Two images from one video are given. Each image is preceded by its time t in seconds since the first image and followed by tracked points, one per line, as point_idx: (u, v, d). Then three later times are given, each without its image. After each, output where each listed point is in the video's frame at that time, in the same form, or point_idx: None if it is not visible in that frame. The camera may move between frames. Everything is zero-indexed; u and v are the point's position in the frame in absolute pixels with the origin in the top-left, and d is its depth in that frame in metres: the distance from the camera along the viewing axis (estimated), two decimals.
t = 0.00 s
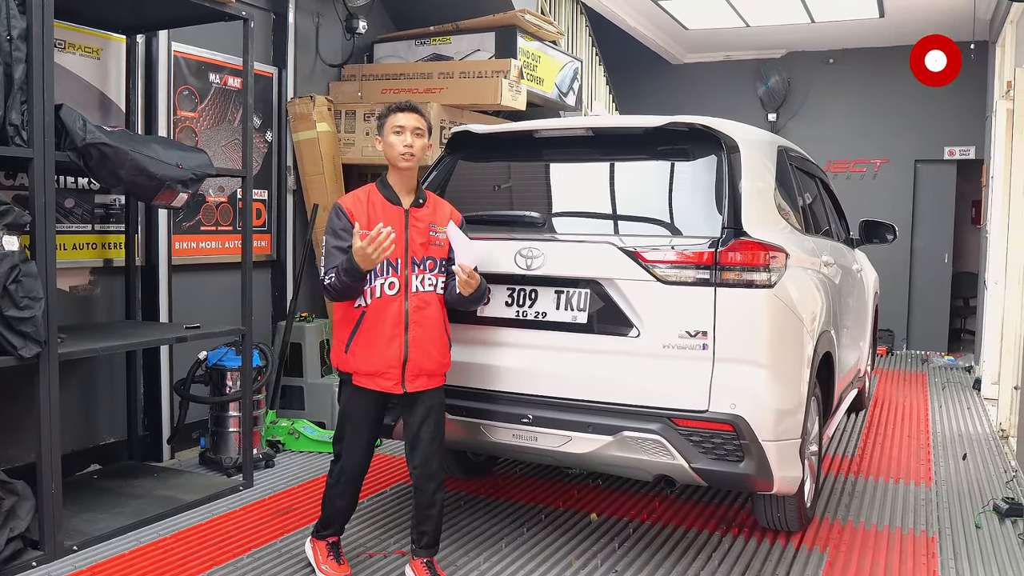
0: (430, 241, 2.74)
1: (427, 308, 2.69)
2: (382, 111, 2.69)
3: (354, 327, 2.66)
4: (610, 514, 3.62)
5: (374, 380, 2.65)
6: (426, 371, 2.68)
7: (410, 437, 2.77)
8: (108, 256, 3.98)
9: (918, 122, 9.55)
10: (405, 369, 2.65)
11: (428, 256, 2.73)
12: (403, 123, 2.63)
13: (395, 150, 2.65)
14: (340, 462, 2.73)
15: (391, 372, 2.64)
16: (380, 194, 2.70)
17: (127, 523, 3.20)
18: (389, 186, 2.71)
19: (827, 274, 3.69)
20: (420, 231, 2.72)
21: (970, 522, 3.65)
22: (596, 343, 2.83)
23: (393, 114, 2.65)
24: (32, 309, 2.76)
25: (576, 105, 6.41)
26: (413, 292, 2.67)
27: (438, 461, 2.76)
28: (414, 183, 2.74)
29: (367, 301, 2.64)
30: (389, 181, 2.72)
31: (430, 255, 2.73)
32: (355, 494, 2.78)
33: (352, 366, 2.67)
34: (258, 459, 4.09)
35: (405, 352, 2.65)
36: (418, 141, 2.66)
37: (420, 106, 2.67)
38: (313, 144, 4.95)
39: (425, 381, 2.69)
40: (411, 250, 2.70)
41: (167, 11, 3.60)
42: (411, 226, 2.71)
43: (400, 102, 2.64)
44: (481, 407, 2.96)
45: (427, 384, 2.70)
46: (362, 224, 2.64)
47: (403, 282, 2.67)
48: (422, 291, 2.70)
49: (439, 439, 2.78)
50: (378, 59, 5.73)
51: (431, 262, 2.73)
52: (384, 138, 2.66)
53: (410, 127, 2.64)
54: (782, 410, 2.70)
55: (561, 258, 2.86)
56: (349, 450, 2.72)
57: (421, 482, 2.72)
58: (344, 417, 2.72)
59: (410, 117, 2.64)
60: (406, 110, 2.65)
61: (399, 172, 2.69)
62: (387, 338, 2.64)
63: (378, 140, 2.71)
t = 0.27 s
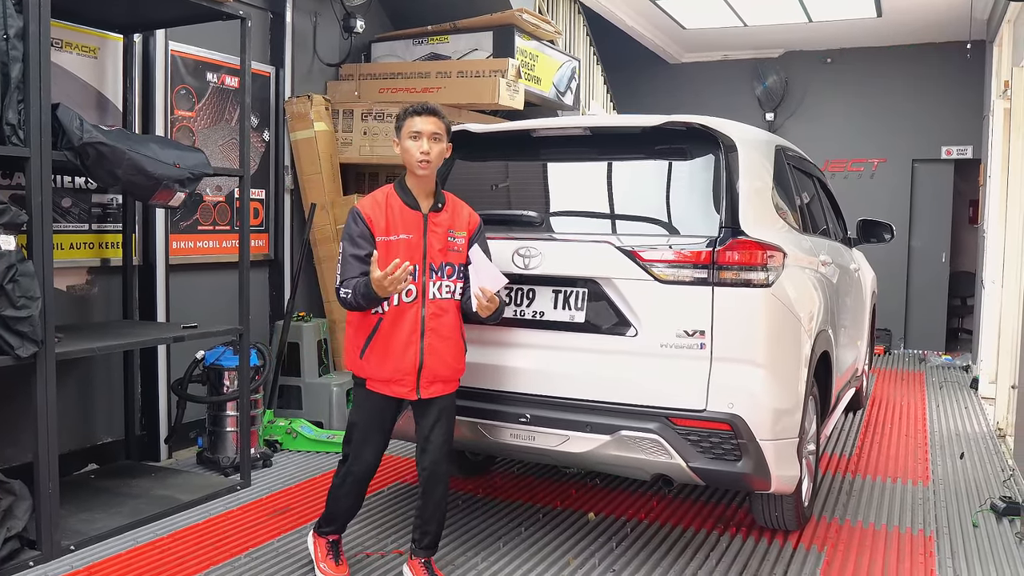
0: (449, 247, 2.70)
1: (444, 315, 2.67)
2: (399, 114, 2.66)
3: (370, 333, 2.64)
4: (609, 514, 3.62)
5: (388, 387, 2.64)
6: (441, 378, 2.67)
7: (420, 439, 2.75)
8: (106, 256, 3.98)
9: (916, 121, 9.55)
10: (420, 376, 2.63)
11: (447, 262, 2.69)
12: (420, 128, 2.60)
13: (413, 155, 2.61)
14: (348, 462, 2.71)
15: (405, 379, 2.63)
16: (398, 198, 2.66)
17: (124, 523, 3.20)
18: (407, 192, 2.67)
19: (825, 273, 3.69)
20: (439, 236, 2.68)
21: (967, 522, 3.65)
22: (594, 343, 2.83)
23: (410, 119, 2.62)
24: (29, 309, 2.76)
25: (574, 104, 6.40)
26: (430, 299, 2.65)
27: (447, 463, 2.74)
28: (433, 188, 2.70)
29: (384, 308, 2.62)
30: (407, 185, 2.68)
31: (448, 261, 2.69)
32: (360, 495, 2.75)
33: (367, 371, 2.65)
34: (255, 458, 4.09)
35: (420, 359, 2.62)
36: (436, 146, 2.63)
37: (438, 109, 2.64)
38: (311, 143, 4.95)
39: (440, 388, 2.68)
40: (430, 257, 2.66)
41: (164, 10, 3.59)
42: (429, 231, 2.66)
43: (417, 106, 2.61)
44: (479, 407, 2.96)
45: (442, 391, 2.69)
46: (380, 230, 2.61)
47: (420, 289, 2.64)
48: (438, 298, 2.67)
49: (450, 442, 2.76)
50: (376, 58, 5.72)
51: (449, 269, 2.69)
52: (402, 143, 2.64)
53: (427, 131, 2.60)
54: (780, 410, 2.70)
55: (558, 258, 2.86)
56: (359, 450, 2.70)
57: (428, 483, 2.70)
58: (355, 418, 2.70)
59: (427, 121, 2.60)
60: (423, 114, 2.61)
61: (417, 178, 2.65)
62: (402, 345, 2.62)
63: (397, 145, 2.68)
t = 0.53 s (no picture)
0: (459, 245, 2.69)
1: (455, 313, 2.66)
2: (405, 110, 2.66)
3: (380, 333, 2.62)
4: (607, 514, 3.62)
5: (399, 387, 2.63)
6: (452, 376, 2.67)
7: (421, 439, 2.75)
8: (104, 256, 3.98)
9: (914, 122, 9.57)
10: (432, 375, 2.63)
11: (457, 260, 2.68)
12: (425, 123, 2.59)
13: (417, 149, 2.61)
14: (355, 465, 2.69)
15: (416, 379, 2.61)
16: (408, 197, 2.66)
17: (122, 523, 3.20)
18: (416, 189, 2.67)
19: (823, 274, 3.69)
20: (449, 235, 2.67)
21: (965, 522, 3.65)
22: (592, 344, 2.83)
23: (414, 114, 2.61)
24: (27, 310, 2.76)
25: (573, 105, 6.40)
26: (441, 298, 2.64)
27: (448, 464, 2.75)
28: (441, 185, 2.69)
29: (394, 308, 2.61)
30: (415, 181, 2.68)
31: (458, 259, 2.68)
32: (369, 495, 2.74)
33: (377, 372, 2.63)
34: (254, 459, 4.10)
35: (431, 358, 2.62)
36: (441, 139, 2.61)
37: (443, 102, 2.62)
38: (309, 144, 4.96)
39: (451, 387, 2.68)
40: (440, 256, 2.65)
41: (162, 11, 3.59)
42: (439, 230, 2.65)
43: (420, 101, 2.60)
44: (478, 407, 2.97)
45: (452, 390, 2.69)
46: (390, 229, 2.62)
47: (431, 287, 2.63)
48: (449, 297, 2.66)
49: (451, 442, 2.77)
50: (374, 59, 5.72)
51: (459, 267, 2.68)
52: (409, 139, 2.64)
53: (432, 126, 2.59)
54: (778, 410, 2.70)
55: (556, 259, 2.86)
56: (368, 453, 2.68)
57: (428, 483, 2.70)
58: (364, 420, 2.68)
59: (431, 115, 2.59)
60: (428, 108, 2.60)
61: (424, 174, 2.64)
62: (413, 345, 2.61)
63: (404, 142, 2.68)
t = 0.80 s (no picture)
0: (456, 245, 2.71)
1: (452, 313, 2.68)
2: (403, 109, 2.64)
3: (380, 334, 2.60)
4: (604, 515, 3.62)
5: (399, 389, 2.61)
6: (450, 376, 2.68)
7: (417, 440, 2.76)
8: (102, 257, 3.97)
9: (911, 122, 9.58)
10: (432, 375, 2.63)
11: (454, 260, 2.71)
12: (428, 121, 2.58)
13: (423, 148, 2.59)
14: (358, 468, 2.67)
15: (417, 380, 2.61)
16: (404, 196, 2.64)
17: (119, 524, 3.20)
18: (413, 188, 2.65)
19: (820, 274, 3.70)
20: (447, 235, 2.69)
21: (963, 522, 3.66)
22: (589, 344, 2.83)
23: (416, 113, 2.60)
24: (25, 310, 2.76)
25: (570, 105, 6.40)
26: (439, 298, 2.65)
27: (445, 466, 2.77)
28: (437, 185, 2.69)
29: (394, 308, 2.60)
30: (412, 182, 2.66)
31: (456, 259, 2.71)
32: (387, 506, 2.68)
33: (377, 374, 2.61)
34: (252, 460, 4.09)
35: (432, 358, 2.62)
36: (445, 138, 2.61)
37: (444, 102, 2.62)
38: (307, 144, 4.96)
39: (448, 386, 2.69)
40: (438, 255, 2.66)
41: (160, 11, 3.59)
42: (437, 230, 2.67)
43: (424, 99, 2.59)
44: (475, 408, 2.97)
45: (450, 389, 2.70)
46: (388, 229, 2.59)
47: (429, 288, 2.64)
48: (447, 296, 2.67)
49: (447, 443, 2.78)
50: (372, 59, 5.72)
51: (456, 267, 2.71)
52: (410, 138, 2.61)
53: (435, 123, 2.59)
54: (776, 411, 2.71)
55: (555, 259, 2.86)
56: (378, 460, 2.64)
57: (425, 484, 2.73)
58: (369, 425, 2.64)
59: (434, 113, 2.59)
60: (430, 107, 2.60)
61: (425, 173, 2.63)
62: (414, 345, 2.61)
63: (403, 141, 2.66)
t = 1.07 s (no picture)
0: (446, 248, 2.72)
1: (442, 316, 2.68)
2: (395, 110, 2.63)
3: (369, 336, 2.60)
4: (602, 514, 3.63)
5: (386, 390, 2.62)
6: (437, 378, 2.69)
7: (407, 437, 2.78)
8: (99, 257, 3.97)
9: (909, 122, 9.59)
10: (420, 378, 2.64)
11: (444, 263, 2.71)
12: (418, 123, 2.56)
13: (411, 152, 2.57)
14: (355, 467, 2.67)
15: (405, 382, 2.62)
16: (395, 199, 2.62)
17: (117, 524, 3.20)
18: (403, 191, 2.63)
19: (818, 274, 3.71)
20: (437, 237, 2.69)
21: (960, 522, 3.66)
22: (586, 344, 2.83)
23: (407, 115, 2.58)
24: (22, 310, 2.76)
25: (568, 105, 6.40)
26: (429, 301, 2.65)
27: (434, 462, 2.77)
28: (429, 187, 2.67)
29: (384, 311, 2.59)
30: (401, 183, 2.64)
31: (446, 262, 2.71)
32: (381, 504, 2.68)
33: (366, 375, 2.62)
34: (249, 460, 4.09)
35: (420, 361, 2.63)
36: (435, 143, 2.60)
37: (437, 106, 2.60)
38: (304, 144, 4.95)
39: (435, 387, 2.71)
40: (428, 258, 2.65)
41: (157, 11, 3.58)
42: (427, 232, 2.66)
43: (416, 101, 2.57)
44: (473, 408, 2.97)
45: (437, 390, 2.72)
46: (378, 232, 2.57)
47: (419, 291, 2.63)
48: (436, 299, 2.68)
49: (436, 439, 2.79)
50: (370, 59, 5.72)
51: (446, 269, 2.71)
52: (400, 139, 2.60)
53: (426, 127, 2.57)
54: (773, 410, 2.71)
55: (553, 258, 2.86)
56: (368, 456, 2.66)
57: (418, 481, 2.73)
58: (360, 422, 2.66)
59: (426, 117, 2.58)
60: (422, 109, 2.58)
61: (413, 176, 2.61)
62: (402, 348, 2.61)
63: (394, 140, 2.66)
